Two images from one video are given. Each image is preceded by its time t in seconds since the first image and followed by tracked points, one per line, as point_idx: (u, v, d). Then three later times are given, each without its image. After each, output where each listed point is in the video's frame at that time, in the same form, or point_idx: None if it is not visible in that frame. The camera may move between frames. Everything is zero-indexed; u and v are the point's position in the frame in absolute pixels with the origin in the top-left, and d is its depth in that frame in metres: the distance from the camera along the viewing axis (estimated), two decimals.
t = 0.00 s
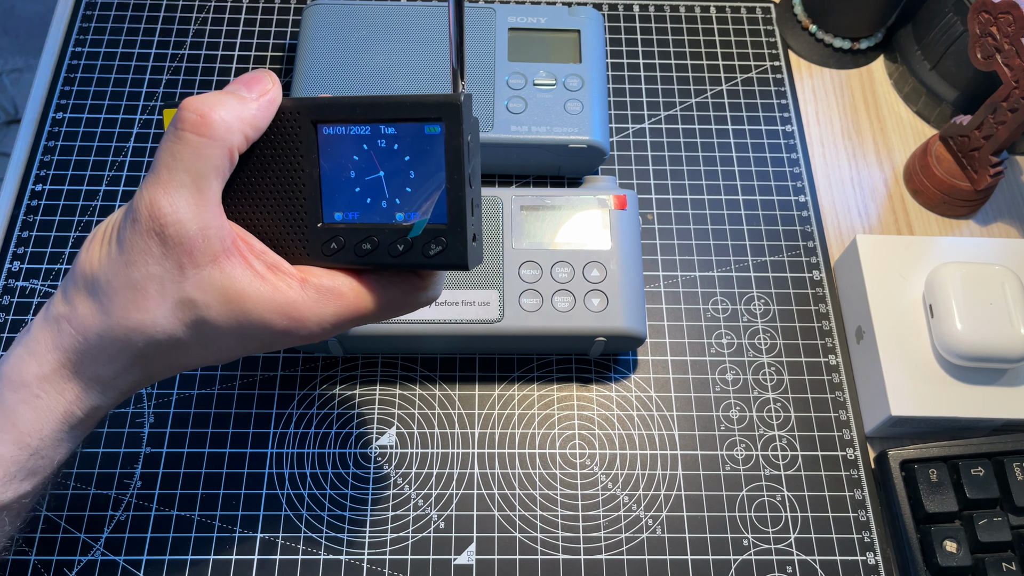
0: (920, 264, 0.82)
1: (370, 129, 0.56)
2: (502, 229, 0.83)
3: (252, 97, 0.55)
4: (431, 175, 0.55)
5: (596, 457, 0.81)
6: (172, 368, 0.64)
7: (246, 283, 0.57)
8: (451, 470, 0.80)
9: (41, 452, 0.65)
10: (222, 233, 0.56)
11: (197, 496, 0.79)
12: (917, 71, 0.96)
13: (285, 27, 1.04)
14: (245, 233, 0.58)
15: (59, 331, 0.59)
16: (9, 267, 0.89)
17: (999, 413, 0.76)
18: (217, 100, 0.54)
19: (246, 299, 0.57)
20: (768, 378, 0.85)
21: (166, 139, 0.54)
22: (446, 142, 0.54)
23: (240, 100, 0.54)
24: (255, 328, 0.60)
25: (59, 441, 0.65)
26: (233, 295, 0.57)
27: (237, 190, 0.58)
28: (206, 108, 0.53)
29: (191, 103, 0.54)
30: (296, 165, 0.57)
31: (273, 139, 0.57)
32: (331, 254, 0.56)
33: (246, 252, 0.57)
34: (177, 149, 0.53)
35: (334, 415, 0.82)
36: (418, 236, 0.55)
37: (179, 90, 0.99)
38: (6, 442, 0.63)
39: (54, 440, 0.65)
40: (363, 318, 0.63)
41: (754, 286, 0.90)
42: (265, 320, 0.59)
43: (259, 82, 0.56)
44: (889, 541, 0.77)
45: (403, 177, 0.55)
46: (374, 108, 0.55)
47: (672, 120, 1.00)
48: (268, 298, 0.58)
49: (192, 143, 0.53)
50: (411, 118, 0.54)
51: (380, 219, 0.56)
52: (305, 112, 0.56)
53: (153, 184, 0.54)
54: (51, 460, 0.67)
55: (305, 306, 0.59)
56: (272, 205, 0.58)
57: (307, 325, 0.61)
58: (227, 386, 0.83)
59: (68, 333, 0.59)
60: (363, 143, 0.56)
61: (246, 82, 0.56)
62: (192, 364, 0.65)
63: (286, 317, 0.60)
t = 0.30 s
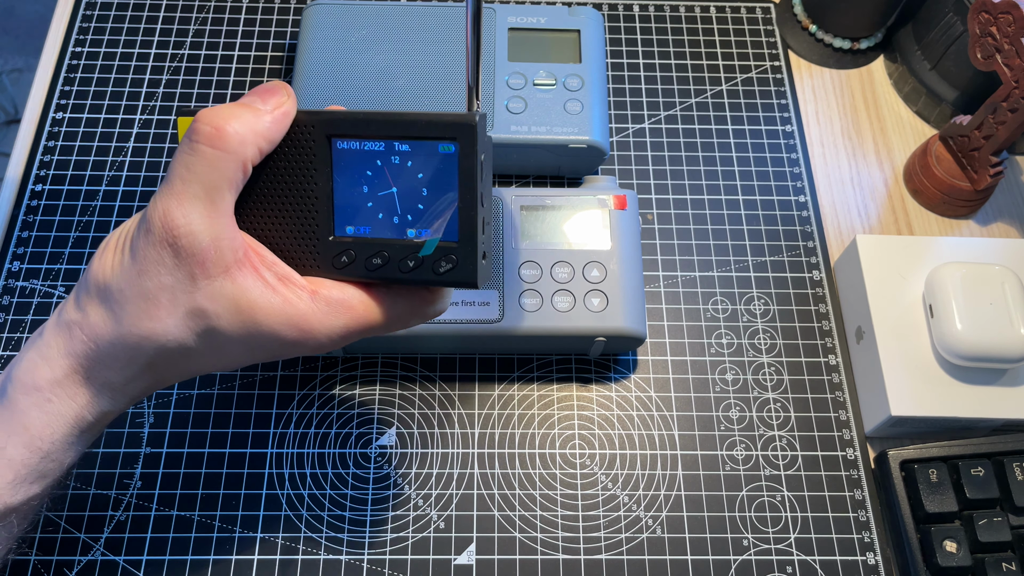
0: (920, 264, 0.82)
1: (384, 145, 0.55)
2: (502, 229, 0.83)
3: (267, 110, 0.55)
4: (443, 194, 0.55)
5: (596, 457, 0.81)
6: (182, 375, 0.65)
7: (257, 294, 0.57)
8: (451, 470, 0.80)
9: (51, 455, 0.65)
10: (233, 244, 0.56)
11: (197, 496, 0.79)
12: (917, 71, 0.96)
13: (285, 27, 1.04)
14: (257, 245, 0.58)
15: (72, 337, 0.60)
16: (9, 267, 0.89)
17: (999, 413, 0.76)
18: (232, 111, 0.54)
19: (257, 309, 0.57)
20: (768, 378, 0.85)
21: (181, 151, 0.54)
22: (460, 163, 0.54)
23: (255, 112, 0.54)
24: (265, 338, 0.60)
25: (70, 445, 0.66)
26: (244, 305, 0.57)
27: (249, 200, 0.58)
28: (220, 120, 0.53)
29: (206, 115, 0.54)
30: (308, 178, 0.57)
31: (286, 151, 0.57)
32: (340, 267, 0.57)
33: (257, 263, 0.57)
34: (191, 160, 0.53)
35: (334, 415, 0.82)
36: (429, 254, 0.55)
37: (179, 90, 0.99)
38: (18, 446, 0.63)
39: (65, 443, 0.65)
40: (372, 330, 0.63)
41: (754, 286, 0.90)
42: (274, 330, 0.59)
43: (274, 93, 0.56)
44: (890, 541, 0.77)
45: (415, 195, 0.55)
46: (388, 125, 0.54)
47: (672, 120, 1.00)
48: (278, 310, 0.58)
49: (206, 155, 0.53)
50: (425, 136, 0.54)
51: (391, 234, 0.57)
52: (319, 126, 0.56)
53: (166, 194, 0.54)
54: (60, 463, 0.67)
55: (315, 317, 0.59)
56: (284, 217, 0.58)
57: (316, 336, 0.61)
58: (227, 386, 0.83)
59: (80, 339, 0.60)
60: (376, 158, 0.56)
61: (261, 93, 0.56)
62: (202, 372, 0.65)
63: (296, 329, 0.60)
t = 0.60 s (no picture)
0: (920, 264, 0.82)
1: (403, 165, 0.56)
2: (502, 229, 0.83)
3: (288, 125, 0.56)
4: (459, 215, 0.55)
5: (596, 457, 0.81)
6: (196, 382, 0.65)
7: (271, 306, 0.57)
8: (451, 470, 0.80)
9: (62, 458, 0.66)
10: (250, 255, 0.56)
11: (197, 496, 0.79)
12: (917, 71, 0.96)
13: (285, 27, 1.04)
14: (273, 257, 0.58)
15: (89, 341, 0.60)
16: (9, 267, 0.89)
17: (999, 413, 0.76)
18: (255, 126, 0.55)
19: (270, 321, 0.57)
20: (768, 378, 0.85)
21: (203, 162, 0.55)
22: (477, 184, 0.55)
23: (276, 126, 0.55)
24: (278, 350, 0.60)
25: (81, 448, 0.66)
26: (258, 317, 0.57)
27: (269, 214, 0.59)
28: (242, 133, 0.54)
29: (229, 129, 0.54)
30: (327, 193, 0.58)
31: (307, 168, 0.58)
32: (354, 282, 0.57)
33: (273, 274, 0.57)
34: (212, 172, 0.54)
35: (334, 415, 0.82)
36: (442, 274, 0.55)
37: (179, 90, 0.99)
38: (31, 448, 0.64)
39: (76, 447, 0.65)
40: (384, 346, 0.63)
41: (754, 286, 0.90)
42: (287, 343, 0.59)
43: (297, 109, 0.57)
44: (890, 541, 0.77)
45: (431, 214, 0.56)
46: (409, 146, 0.55)
47: (672, 120, 0.99)
48: (291, 323, 0.57)
49: (227, 167, 0.54)
50: (445, 158, 0.55)
51: (405, 252, 0.57)
52: (341, 143, 0.57)
53: (187, 204, 0.54)
54: (70, 466, 0.67)
55: (328, 331, 0.58)
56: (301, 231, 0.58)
57: (328, 350, 0.60)
58: (227, 386, 0.83)
59: (96, 344, 0.60)
60: (395, 178, 0.56)
61: (284, 109, 0.57)
62: (214, 380, 0.64)
63: (308, 342, 0.59)
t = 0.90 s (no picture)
0: (920, 264, 0.82)
1: (397, 159, 0.56)
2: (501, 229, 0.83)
3: (276, 120, 0.56)
4: (452, 210, 0.55)
5: (596, 457, 0.81)
6: (190, 383, 0.64)
7: (261, 304, 0.57)
8: (451, 470, 0.80)
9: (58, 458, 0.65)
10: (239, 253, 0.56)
11: (197, 496, 0.79)
12: (917, 71, 0.96)
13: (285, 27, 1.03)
14: (265, 256, 0.58)
15: (83, 340, 0.60)
16: (9, 267, 0.89)
17: (999, 413, 0.76)
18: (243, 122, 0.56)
19: (261, 320, 0.57)
20: (768, 378, 0.85)
21: (190, 160, 0.55)
22: (470, 179, 0.54)
23: (264, 122, 0.56)
24: (269, 350, 0.59)
25: (79, 449, 0.66)
26: (248, 316, 0.56)
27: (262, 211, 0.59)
28: (229, 129, 0.54)
29: (216, 126, 0.55)
30: (319, 188, 0.58)
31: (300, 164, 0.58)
32: (348, 281, 0.57)
33: (264, 273, 0.57)
34: (199, 169, 0.54)
35: (333, 414, 0.82)
36: (434, 272, 0.55)
37: (179, 90, 0.99)
38: (28, 447, 0.64)
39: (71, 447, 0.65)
40: (376, 346, 0.62)
41: (754, 286, 0.90)
42: (278, 343, 0.58)
43: (286, 106, 0.57)
44: (889, 541, 0.77)
45: (424, 210, 0.55)
46: (402, 140, 0.55)
47: (672, 120, 0.99)
48: (283, 322, 0.57)
49: (214, 163, 0.54)
50: (437, 152, 0.54)
51: (399, 250, 0.56)
52: (334, 138, 0.57)
53: (174, 202, 0.55)
54: (69, 467, 0.67)
55: (319, 331, 0.58)
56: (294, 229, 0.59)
57: (320, 351, 0.60)
58: (227, 386, 0.83)
59: (90, 344, 0.60)
60: (388, 172, 0.56)
61: (272, 106, 0.57)
62: (208, 382, 0.64)
63: (300, 342, 0.59)
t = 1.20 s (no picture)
0: (920, 264, 0.82)
1: (404, 176, 0.55)
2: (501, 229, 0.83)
3: (292, 132, 0.56)
4: (456, 229, 0.54)
5: (596, 457, 0.81)
6: (185, 388, 0.64)
7: (261, 313, 0.57)
8: (450, 470, 0.80)
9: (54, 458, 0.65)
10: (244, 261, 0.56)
11: (197, 496, 0.79)
12: (918, 71, 0.96)
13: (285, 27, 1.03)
14: (268, 265, 0.58)
15: (81, 338, 0.60)
16: (9, 267, 0.89)
17: (999, 413, 0.76)
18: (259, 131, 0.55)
19: (259, 329, 0.57)
20: (768, 378, 0.85)
21: (204, 163, 0.55)
22: (476, 200, 0.54)
23: (279, 132, 0.55)
24: (265, 359, 0.59)
25: (76, 447, 0.66)
26: (247, 323, 0.57)
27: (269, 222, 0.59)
28: (245, 137, 0.54)
29: (233, 133, 0.55)
30: (325, 202, 0.57)
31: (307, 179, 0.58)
32: (349, 295, 0.57)
33: (266, 283, 0.57)
34: (211, 174, 0.54)
35: (333, 415, 0.82)
36: (434, 288, 0.55)
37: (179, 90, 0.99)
38: (25, 445, 0.63)
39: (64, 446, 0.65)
40: (370, 362, 0.62)
41: (754, 286, 0.90)
42: (274, 353, 0.59)
43: (302, 118, 0.57)
44: (890, 541, 0.77)
45: (428, 227, 0.55)
46: (410, 157, 0.55)
47: (672, 120, 0.99)
48: (281, 332, 0.57)
49: (226, 169, 0.54)
50: (444, 169, 0.54)
51: (401, 266, 0.56)
52: (342, 154, 0.57)
53: (184, 204, 0.55)
54: (66, 466, 0.67)
55: (316, 344, 0.58)
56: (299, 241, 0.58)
57: (315, 363, 0.60)
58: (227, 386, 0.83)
59: (89, 342, 0.60)
60: (395, 189, 0.56)
61: (289, 117, 0.57)
62: (202, 387, 0.64)
63: (296, 353, 0.59)
